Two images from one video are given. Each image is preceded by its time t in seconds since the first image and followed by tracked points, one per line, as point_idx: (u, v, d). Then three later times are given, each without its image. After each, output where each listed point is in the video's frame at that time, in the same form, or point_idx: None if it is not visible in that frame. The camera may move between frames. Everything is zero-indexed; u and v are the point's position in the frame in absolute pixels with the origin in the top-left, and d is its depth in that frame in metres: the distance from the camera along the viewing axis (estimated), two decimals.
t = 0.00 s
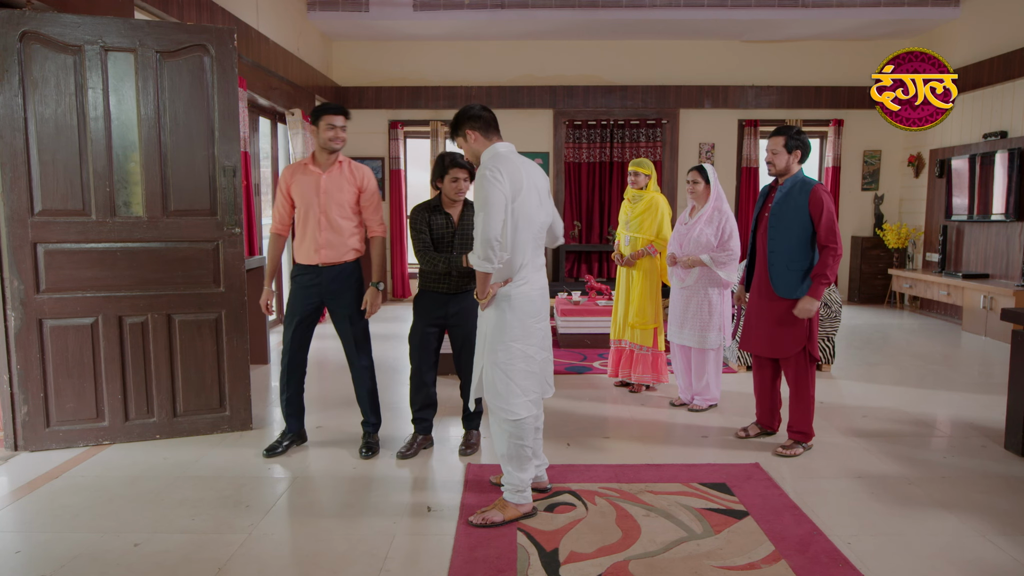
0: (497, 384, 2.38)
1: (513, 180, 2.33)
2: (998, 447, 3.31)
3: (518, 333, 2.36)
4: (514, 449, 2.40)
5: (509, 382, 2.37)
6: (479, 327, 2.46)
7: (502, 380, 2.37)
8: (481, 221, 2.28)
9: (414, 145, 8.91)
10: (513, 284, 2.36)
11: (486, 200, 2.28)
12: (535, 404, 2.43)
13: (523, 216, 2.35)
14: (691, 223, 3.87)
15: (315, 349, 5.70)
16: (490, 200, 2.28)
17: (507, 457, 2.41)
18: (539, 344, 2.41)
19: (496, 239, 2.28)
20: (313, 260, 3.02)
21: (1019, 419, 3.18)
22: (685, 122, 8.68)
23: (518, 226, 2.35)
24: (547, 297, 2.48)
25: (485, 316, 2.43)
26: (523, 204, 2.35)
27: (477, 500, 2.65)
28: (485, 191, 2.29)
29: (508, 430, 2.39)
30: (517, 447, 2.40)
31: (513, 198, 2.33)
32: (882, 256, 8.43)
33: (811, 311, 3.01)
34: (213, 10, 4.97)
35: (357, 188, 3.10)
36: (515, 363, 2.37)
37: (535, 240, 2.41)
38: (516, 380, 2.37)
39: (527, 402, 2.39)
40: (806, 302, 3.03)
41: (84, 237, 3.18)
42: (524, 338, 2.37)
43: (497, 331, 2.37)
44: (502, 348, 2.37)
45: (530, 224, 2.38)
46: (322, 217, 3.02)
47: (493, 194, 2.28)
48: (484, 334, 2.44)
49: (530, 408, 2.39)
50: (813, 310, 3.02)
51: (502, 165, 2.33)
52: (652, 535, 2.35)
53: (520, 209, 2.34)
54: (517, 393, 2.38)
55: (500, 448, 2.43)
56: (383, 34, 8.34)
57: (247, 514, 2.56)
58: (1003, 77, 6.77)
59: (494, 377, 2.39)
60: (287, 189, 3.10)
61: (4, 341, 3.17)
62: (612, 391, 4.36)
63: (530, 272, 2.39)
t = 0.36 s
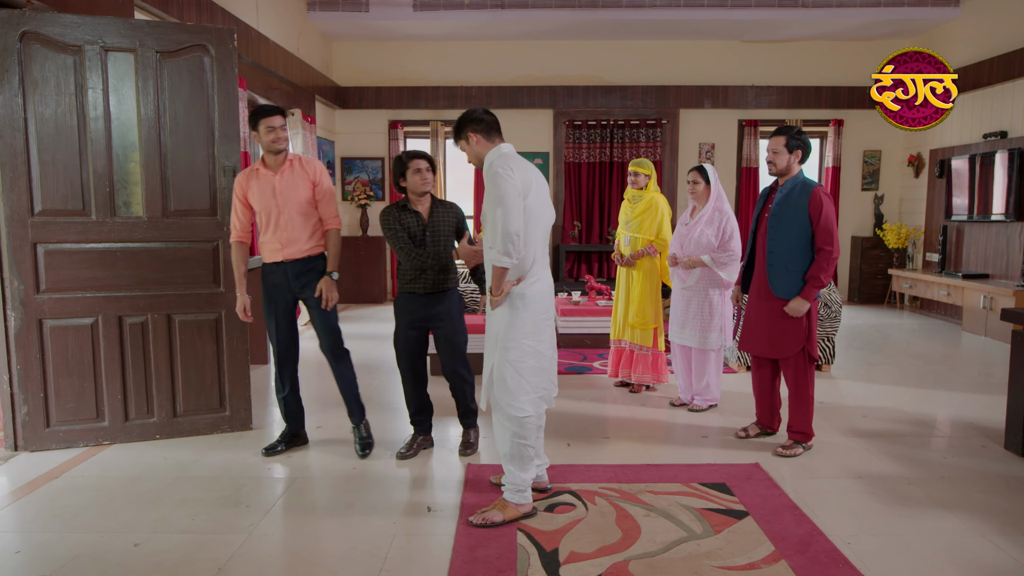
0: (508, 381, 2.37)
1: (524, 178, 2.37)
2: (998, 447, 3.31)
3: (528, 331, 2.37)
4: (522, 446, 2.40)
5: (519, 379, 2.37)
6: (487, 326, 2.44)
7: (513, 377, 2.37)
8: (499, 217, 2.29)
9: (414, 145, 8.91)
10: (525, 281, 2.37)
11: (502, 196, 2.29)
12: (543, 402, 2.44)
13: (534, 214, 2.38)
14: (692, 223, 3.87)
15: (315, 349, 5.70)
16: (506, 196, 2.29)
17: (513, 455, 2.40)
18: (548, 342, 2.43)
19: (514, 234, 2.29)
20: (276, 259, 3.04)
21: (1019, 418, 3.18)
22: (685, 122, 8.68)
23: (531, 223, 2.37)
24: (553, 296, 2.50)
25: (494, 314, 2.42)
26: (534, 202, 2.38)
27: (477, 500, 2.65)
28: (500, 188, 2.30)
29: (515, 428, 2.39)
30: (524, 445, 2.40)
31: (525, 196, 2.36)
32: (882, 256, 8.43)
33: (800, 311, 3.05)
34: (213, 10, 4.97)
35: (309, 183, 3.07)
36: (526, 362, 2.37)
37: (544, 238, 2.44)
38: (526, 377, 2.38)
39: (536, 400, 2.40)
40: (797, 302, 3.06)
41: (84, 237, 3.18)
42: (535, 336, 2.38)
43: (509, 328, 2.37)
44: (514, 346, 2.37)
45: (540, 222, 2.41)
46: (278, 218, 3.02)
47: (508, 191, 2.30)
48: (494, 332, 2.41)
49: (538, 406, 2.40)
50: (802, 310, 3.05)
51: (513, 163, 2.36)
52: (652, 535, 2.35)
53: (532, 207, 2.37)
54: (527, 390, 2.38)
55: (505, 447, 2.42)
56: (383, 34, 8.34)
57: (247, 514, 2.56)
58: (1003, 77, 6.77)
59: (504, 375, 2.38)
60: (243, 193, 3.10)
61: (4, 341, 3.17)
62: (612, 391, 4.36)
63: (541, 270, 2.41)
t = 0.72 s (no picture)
0: (516, 379, 2.37)
1: (532, 178, 2.40)
2: (998, 447, 3.31)
3: (536, 329, 2.39)
4: (525, 443, 2.41)
5: (528, 376, 2.38)
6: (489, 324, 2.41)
7: (522, 374, 2.37)
8: (513, 215, 2.30)
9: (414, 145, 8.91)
10: (534, 279, 2.39)
11: (515, 194, 2.30)
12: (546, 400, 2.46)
13: (542, 213, 2.41)
14: (693, 223, 3.87)
15: (315, 349, 5.70)
16: (519, 194, 2.31)
17: (517, 452, 2.41)
18: (555, 340, 2.45)
19: (529, 232, 2.31)
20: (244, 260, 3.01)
21: (1019, 419, 3.18)
22: (685, 122, 8.68)
23: (540, 222, 2.40)
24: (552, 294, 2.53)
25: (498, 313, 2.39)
26: (541, 200, 2.41)
27: (477, 500, 2.65)
28: (512, 186, 2.32)
29: (519, 425, 2.39)
30: (528, 441, 2.41)
31: (533, 194, 2.39)
32: (882, 256, 8.43)
33: (816, 316, 3.05)
34: (213, 10, 4.97)
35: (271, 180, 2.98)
36: (532, 361, 2.38)
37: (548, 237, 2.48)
38: (535, 374, 2.39)
39: (543, 398, 2.41)
40: (811, 307, 3.06)
41: (84, 238, 3.18)
42: (542, 333, 2.40)
43: (517, 326, 2.36)
44: (521, 346, 2.37)
45: (546, 222, 2.44)
46: (241, 220, 2.98)
47: (520, 189, 2.32)
48: (499, 331, 2.39)
49: (543, 403, 2.42)
50: (818, 315, 3.05)
51: (521, 162, 2.38)
52: (652, 535, 2.35)
53: (540, 205, 2.40)
54: (536, 386, 2.40)
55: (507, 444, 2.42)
56: (383, 34, 8.33)
57: (247, 514, 2.56)
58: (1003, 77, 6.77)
59: (513, 373, 2.37)
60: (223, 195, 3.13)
61: (4, 341, 3.17)
62: (612, 391, 4.36)
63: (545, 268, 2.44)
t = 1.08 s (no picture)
0: (520, 377, 2.38)
1: (545, 183, 2.46)
2: (998, 447, 3.31)
3: (539, 328, 2.42)
4: (523, 441, 2.42)
5: (531, 375, 2.40)
6: (492, 322, 2.40)
7: (526, 373, 2.39)
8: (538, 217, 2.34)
9: (414, 145, 8.91)
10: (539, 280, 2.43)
11: (537, 198, 2.36)
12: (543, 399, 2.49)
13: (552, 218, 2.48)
14: (694, 223, 3.88)
15: (315, 349, 5.70)
16: (539, 198, 2.37)
17: (517, 450, 2.41)
18: (554, 340, 2.49)
19: (547, 235, 2.37)
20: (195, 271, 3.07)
21: (1019, 419, 3.18)
22: (685, 122, 8.67)
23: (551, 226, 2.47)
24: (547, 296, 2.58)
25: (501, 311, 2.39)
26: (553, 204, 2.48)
27: (477, 500, 2.65)
28: (532, 189, 2.37)
29: (519, 424, 2.40)
30: (527, 440, 2.42)
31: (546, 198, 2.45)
32: (883, 256, 8.43)
33: (806, 314, 3.04)
34: (213, 10, 4.97)
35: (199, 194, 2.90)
36: (535, 360, 2.41)
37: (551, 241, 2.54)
38: (536, 373, 2.41)
39: (545, 396, 2.44)
40: (803, 305, 3.04)
41: (84, 238, 3.18)
42: (544, 333, 2.44)
43: (522, 325, 2.38)
44: (524, 345, 2.38)
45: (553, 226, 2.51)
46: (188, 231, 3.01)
47: (539, 193, 2.38)
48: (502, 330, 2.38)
49: (544, 402, 2.44)
50: (808, 313, 3.04)
51: (535, 167, 2.45)
52: (652, 535, 2.35)
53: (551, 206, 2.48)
54: (538, 385, 2.42)
55: (507, 441, 2.41)
56: (383, 34, 8.34)
57: (247, 514, 2.56)
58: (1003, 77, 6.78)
59: (516, 371, 2.38)
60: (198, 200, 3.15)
61: (4, 341, 3.17)
62: (612, 391, 4.36)
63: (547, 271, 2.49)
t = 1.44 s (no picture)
0: (523, 375, 2.39)
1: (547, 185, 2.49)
2: (998, 447, 3.31)
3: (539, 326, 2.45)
4: (522, 439, 2.43)
5: (532, 372, 2.41)
6: (494, 320, 2.39)
7: (528, 370, 2.40)
8: (551, 219, 2.35)
9: (414, 145, 8.91)
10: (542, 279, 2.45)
11: (548, 200, 2.38)
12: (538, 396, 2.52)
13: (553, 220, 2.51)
14: (694, 223, 3.88)
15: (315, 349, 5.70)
16: (548, 200, 2.39)
17: (517, 448, 2.41)
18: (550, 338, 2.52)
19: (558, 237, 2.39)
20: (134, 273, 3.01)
21: (1019, 419, 3.18)
22: (685, 122, 8.67)
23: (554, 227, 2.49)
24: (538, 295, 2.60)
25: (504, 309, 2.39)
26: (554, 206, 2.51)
27: (477, 500, 2.65)
28: (540, 191, 2.38)
29: (519, 421, 2.40)
30: (527, 437, 2.43)
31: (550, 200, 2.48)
32: (882, 256, 8.43)
33: (811, 316, 3.05)
34: (213, 10, 4.97)
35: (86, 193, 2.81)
36: (535, 358, 2.43)
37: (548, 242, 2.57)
38: (536, 370, 2.43)
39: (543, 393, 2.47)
40: (806, 306, 3.06)
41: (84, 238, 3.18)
42: (543, 331, 2.47)
43: (525, 323, 2.39)
44: (527, 343, 2.40)
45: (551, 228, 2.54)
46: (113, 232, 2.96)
47: (547, 194, 2.40)
48: (505, 328, 2.38)
49: (542, 399, 2.46)
50: (811, 314, 3.06)
51: (537, 169, 2.47)
52: (652, 535, 2.35)
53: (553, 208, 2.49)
54: (538, 382, 2.44)
55: (507, 439, 2.41)
56: (383, 34, 8.34)
57: (247, 514, 2.56)
58: (1002, 77, 6.78)
59: (519, 368, 2.38)
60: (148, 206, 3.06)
61: (4, 341, 3.17)
62: (612, 391, 4.36)
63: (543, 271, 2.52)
